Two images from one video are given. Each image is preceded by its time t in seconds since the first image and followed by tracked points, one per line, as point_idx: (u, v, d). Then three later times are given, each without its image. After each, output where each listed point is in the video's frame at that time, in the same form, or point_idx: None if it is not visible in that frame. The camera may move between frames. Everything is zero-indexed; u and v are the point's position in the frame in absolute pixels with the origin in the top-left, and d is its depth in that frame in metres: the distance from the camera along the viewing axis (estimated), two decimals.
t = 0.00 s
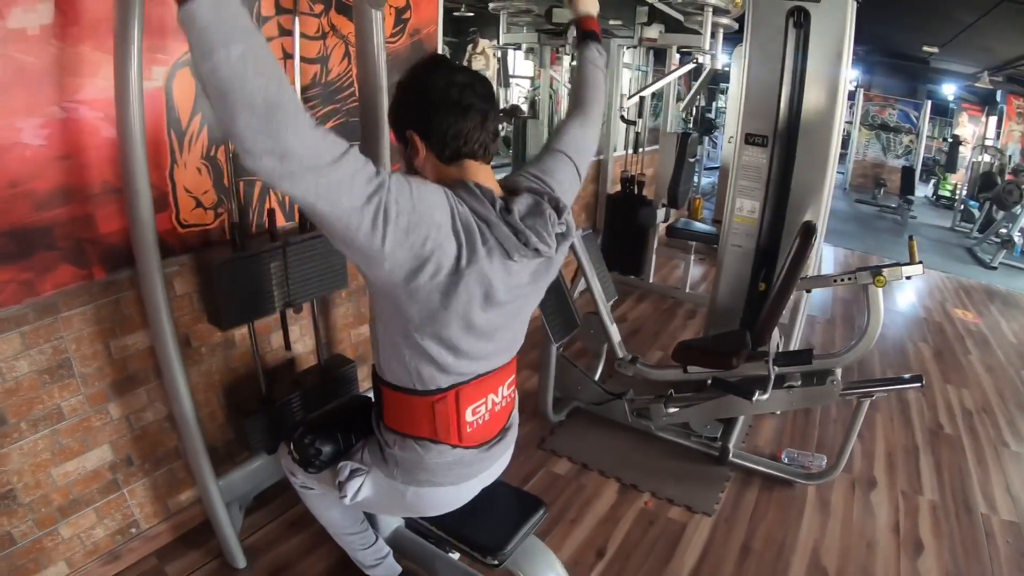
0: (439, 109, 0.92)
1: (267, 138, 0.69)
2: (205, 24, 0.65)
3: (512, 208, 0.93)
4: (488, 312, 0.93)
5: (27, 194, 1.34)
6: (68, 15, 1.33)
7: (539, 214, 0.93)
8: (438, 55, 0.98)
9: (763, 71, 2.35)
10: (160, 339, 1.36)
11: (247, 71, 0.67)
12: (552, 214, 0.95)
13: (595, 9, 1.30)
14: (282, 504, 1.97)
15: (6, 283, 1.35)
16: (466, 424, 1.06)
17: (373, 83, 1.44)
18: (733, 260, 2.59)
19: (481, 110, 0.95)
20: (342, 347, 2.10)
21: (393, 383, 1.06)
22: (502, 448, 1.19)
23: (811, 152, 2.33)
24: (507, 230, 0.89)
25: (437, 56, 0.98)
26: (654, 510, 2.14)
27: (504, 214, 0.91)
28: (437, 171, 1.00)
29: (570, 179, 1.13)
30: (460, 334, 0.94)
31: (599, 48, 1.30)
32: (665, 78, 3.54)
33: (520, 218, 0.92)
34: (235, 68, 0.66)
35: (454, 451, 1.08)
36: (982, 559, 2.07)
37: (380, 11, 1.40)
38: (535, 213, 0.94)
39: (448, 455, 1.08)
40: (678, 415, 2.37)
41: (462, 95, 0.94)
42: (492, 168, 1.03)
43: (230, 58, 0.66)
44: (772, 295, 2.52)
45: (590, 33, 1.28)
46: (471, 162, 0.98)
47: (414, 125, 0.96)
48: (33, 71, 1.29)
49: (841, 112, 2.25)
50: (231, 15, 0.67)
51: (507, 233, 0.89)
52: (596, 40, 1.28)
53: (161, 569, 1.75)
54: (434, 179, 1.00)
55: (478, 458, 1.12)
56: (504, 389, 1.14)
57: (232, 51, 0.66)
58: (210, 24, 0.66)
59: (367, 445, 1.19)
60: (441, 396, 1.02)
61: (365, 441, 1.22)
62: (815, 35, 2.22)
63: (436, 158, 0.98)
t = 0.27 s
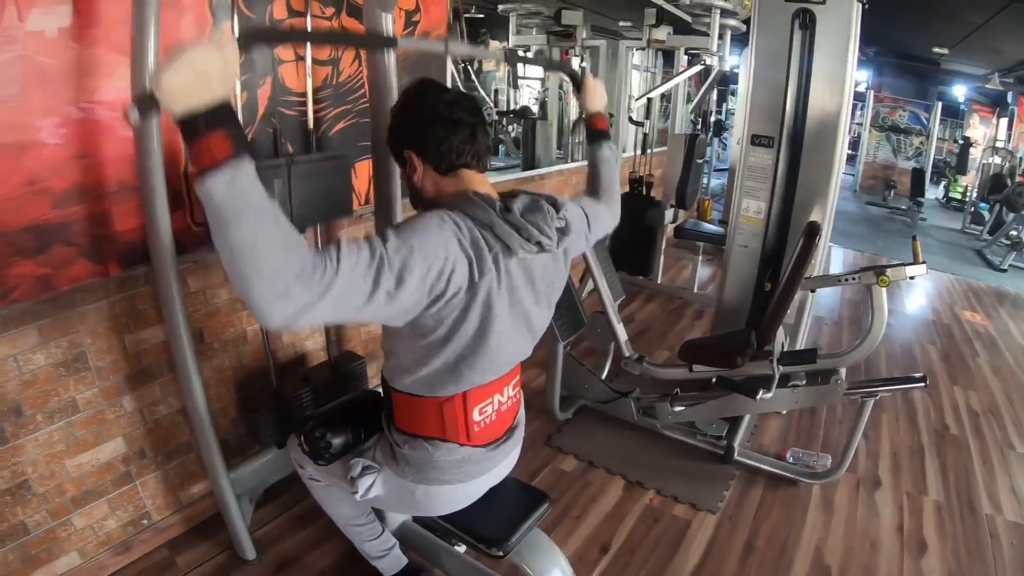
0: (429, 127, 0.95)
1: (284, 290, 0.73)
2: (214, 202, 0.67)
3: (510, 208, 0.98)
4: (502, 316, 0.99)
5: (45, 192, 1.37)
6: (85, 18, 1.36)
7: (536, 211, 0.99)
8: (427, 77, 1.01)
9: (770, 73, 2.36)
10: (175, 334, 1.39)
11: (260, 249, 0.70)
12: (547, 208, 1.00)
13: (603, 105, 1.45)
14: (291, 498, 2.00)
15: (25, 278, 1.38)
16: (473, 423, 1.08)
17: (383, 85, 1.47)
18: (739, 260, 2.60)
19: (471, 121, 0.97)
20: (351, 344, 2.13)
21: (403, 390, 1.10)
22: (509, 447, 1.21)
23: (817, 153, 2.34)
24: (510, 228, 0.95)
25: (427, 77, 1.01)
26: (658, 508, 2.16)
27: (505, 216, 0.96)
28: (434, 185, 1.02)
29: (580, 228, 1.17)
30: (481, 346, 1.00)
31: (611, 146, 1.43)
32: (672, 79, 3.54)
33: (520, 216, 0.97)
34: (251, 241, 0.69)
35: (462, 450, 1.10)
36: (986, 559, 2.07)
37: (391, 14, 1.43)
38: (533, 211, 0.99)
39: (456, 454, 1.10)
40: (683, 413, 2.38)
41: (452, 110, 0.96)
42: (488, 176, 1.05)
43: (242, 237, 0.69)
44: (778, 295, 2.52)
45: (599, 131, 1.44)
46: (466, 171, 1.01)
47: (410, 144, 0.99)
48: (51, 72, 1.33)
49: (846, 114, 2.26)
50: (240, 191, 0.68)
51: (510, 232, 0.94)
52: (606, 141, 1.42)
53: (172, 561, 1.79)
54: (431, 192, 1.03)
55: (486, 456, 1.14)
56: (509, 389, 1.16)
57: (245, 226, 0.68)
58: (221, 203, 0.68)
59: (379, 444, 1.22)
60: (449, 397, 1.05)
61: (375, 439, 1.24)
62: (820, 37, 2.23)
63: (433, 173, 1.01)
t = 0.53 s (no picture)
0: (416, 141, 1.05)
1: (333, 368, 0.84)
2: (262, 315, 0.81)
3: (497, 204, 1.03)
4: (508, 311, 1.01)
5: (68, 188, 1.41)
6: (107, 19, 1.40)
7: (521, 206, 1.04)
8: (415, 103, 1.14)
9: (780, 75, 2.37)
10: (195, 327, 1.42)
11: (307, 341, 0.82)
12: (530, 201, 1.05)
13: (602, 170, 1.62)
14: (304, 492, 2.03)
15: (47, 272, 1.42)
16: (483, 420, 1.10)
17: (399, 86, 1.50)
18: (748, 261, 2.61)
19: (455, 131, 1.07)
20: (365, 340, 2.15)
21: (415, 389, 1.12)
22: (519, 444, 1.23)
23: (826, 155, 2.35)
24: (500, 222, 0.99)
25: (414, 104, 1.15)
26: (667, 505, 2.17)
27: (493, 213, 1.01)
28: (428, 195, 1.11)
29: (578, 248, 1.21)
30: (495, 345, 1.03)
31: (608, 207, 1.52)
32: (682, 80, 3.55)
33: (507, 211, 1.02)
34: (299, 337, 0.81)
35: (472, 446, 1.12)
36: (992, 559, 2.07)
37: (406, 16, 1.45)
38: (518, 207, 1.04)
39: (467, 450, 1.12)
40: (692, 412, 2.39)
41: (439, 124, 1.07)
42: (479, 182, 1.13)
43: (292, 334, 0.81)
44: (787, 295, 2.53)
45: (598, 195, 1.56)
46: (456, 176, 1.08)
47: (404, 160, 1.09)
48: (73, 72, 1.37)
49: (856, 116, 2.26)
50: (284, 300, 0.81)
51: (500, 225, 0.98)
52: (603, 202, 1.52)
53: (187, 552, 1.81)
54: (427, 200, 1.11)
55: (496, 453, 1.16)
56: (519, 386, 1.18)
57: (292, 327, 0.81)
58: (268, 312, 0.81)
59: (394, 440, 1.24)
60: (458, 395, 1.07)
61: (390, 435, 1.27)
62: (830, 40, 2.24)
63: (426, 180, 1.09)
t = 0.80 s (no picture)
0: (442, 141, 1.01)
1: (335, 331, 0.83)
2: (269, 260, 0.77)
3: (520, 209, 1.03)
4: (519, 313, 1.04)
5: (79, 188, 1.43)
6: (118, 21, 1.42)
7: (543, 211, 1.04)
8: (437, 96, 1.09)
9: (781, 78, 2.39)
10: (204, 326, 1.44)
11: (311, 294, 0.79)
12: (552, 208, 1.06)
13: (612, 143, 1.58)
14: (309, 491, 2.05)
15: (58, 271, 1.44)
16: (494, 418, 1.12)
17: (406, 89, 1.52)
18: (749, 262, 2.63)
19: (479, 134, 1.03)
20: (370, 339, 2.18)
21: (427, 387, 1.14)
22: (527, 443, 1.25)
23: (827, 157, 2.36)
24: (521, 227, 0.99)
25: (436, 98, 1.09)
26: (669, 503, 2.19)
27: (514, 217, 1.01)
28: (449, 196, 1.07)
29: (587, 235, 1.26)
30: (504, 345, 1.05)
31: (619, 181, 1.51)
32: (683, 83, 3.57)
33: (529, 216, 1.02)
34: (302, 284, 0.79)
35: (483, 444, 1.14)
36: (991, 557, 2.09)
37: (412, 20, 1.48)
38: (540, 212, 1.04)
39: (478, 448, 1.14)
40: (693, 411, 2.41)
41: (464, 126, 1.02)
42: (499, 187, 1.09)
43: (296, 286, 0.79)
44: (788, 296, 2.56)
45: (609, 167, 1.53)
46: (477, 181, 1.05)
47: (425, 158, 1.04)
48: (85, 74, 1.39)
49: (855, 118, 2.29)
50: (293, 247, 0.78)
51: (521, 231, 0.99)
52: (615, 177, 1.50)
53: (194, 549, 1.83)
54: (447, 203, 1.08)
55: (505, 451, 1.18)
56: (528, 386, 1.20)
57: (298, 273, 0.78)
58: (275, 258, 0.77)
59: (404, 438, 1.25)
60: (471, 394, 1.09)
61: (399, 433, 1.29)
62: (830, 43, 2.26)
63: (447, 183, 1.06)
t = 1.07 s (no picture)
0: (474, 136, 1.02)
1: (346, 208, 0.78)
2: (285, 108, 0.72)
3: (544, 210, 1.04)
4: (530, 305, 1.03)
5: (86, 191, 1.45)
6: (124, 26, 1.44)
7: (568, 212, 1.05)
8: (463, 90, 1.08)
9: (777, 81, 2.42)
10: (211, 328, 1.46)
11: (321, 150, 0.74)
12: (578, 214, 1.07)
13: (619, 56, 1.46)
14: (314, 492, 2.06)
15: (66, 274, 1.46)
16: (501, 411, 1.14)
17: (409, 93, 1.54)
18: (747, 262, 2.66)
19: (506, 132, 1.04)
20: (373, 341, 2.20)
21: (437, 376, 1.16)
22: (532, 436, 1.27)
23: (823, 158, 2.39)
24: (543, 227, 1.00)
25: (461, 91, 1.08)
26: (669, 500, 2.21)
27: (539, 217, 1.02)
28: (474, 189, 1.08)
29: (597, 201, 1.25)
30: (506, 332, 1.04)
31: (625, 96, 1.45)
32: (680, 85, 3.60)
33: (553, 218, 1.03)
34: (313, 141, 0.74)
35: (490, 436, 1.16)
36: (986, 552, 2.11)
37: (416, 26, 1.50)
38: (565, 213, 1.05)
39: (485, 439, 1.16)
40: (692, 410, 2.44)
41: (491, 121, 1.03)
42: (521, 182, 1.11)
43: (306, 138, 0.73)
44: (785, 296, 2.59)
45: (615, 83, 1.45)
46: (503, 177, 1.06)
47: (452, 150, 1.05)
48: (92, 78, 1.41)
49: (851, 120, 2.32)
50: (306, 98, 0.73)
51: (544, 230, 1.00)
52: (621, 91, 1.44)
53: (200, 550, 1.84)
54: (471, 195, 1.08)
55: (511, 442, 1.20)
56: (534, 380, 1.22)
57: (311, 128, 0.73)
58: (290, 107, 0.72)
59: (409, 432, 1.29)
60: (480, 385, 1.11)
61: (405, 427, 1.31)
62: (826, 46, 2.29)
63: (474, 177, 1.06)
